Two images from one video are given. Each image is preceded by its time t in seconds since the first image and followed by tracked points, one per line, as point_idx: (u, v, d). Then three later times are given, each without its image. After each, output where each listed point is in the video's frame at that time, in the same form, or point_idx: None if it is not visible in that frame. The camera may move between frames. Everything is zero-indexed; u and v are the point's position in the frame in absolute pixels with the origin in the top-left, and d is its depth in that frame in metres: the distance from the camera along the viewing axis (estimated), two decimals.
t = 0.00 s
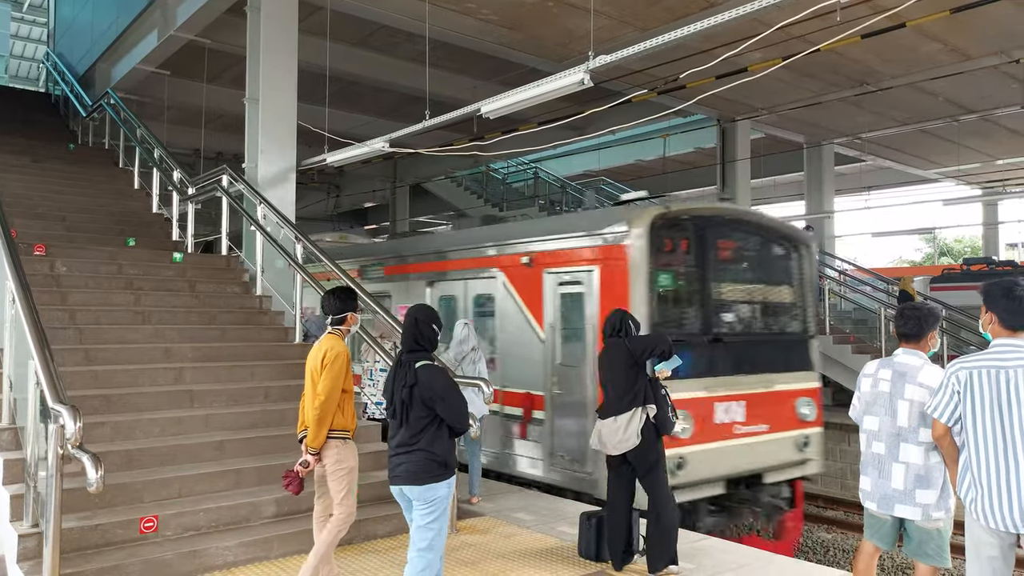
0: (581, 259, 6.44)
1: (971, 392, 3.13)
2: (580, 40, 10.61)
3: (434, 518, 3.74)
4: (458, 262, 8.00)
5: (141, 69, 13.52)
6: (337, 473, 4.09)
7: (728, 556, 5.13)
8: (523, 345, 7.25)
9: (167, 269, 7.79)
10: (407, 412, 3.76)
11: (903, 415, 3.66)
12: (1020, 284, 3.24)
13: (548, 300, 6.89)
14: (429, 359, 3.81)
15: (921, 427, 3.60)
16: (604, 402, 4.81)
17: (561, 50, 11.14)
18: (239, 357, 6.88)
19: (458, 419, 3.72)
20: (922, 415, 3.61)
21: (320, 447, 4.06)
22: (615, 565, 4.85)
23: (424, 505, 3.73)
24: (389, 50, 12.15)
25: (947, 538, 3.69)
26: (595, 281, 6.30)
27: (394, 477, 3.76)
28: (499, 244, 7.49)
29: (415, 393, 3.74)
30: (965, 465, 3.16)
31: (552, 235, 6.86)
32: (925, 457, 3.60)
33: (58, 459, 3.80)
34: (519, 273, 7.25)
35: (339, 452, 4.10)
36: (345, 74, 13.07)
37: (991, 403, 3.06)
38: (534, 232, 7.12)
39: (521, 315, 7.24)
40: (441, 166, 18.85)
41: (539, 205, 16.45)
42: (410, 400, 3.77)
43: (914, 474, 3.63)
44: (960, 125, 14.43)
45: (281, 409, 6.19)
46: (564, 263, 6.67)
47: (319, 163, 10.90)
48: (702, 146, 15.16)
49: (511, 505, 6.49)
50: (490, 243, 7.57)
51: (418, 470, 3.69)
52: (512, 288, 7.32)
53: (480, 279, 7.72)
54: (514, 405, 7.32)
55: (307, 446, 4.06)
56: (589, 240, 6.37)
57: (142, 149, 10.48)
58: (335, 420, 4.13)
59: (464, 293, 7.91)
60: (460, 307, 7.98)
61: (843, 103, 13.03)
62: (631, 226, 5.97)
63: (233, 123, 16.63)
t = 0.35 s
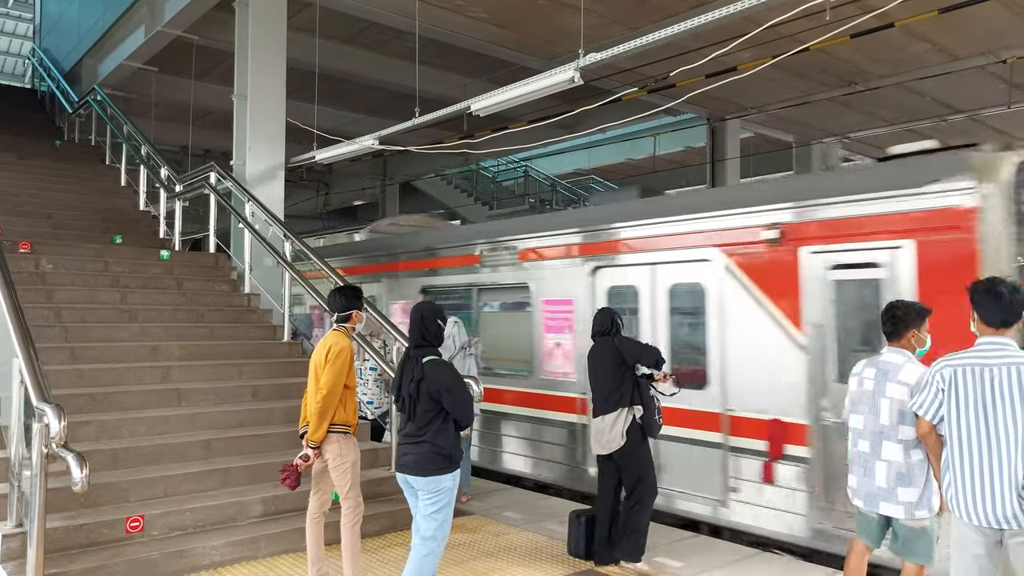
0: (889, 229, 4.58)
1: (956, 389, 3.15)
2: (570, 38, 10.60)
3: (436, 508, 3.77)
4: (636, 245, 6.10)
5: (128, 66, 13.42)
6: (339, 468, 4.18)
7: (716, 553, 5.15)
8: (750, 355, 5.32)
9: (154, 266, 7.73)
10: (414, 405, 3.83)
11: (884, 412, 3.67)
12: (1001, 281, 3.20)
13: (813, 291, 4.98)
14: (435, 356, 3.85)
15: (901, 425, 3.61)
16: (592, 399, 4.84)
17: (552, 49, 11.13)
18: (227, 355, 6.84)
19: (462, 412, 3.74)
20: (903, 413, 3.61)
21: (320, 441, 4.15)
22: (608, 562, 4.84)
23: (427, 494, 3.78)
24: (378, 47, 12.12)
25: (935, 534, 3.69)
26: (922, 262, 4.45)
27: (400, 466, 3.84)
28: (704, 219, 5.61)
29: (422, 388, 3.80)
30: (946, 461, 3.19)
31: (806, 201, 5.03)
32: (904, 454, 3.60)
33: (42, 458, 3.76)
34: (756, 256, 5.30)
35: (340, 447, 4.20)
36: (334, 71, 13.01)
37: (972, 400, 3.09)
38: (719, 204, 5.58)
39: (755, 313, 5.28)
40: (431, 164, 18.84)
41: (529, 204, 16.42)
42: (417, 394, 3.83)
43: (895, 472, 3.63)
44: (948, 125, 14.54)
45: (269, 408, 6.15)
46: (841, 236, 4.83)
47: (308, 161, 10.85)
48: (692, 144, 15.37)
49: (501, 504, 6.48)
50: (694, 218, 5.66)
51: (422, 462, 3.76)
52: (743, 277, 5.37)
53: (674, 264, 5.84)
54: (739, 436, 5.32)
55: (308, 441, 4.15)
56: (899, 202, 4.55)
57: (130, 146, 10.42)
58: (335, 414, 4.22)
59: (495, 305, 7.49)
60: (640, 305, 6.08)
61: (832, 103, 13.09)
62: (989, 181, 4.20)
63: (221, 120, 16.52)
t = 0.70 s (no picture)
0: (958, 224, 4.28)
1: (939, 387, 3.20)
2: (560, 36, 10.60)
3: (460, 506, 3.79)
4: (668, 240, 5.79)
5: (115, 62, 13.31)
6: (348, 468, 4.23)
7: (706, 551, 5.17)
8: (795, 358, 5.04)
9: (141, 265, 7.68)
10: (418, 400, 3.86)
11: (867, 409, 3.69)
12: (985, 278, 3.19)
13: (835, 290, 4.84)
14: (440, 353, 3.87)
15: (885, 421, 3.62)
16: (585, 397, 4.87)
17: (542, 47, 11.12)
18: (215, 354, 6.79)
19: (464, 411, 3.75)
20: (887, 409, 3.62)
21: (333, 443, 4.19)
22: (598, 567, 4.70)
23: (446, 495, 3.78)
24: (368, 44, 12.07)
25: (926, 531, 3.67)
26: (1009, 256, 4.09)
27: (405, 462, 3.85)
28: (741, 213, 5.33)
29: (426, 384, 3.83)
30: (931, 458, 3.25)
31: (858, 194, 4.72)
32: (888, 449, 3.62)
33: (26, 458, 3.72)
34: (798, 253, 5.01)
35: (352, 448, 4.26)
36: (323, 68, 12.96)
37: (956, 397, 3.14)
38: (729, 202, 5.44)
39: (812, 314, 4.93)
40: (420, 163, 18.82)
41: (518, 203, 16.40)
42: (422, 390, 3.86)
43: (876, 467, 3.66)
44: (934, 125, 14.64)
45: (257, 406, 6.12)
46: (907, 233, 4.48)
47: (296, 159, 10.80)
48: (681, 143, 15.39)
49: (491, 503, 6.47)
50: (730, 211, 5.39)
51: (430, 459, 3.76)
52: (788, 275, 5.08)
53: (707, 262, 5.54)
54: (795, 445, 4.96)
55: (321, 442, 4.19)
56: (968, 193, 4.24)
57: (116, 143, 10.34)
58: (348, 416, 4.27)
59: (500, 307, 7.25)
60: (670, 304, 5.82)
61: (820, 102, 13.15)
62: None
63: (209, 118, 16.42)
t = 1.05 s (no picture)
0: (944, 222, 4.30)
1: (922, 384, 3.27)
2: (550, 35, 10.60)
3: (478, 499, 3.89)
4: (657, 238, 5.82)
5: (102, 58, 13.21)
6: (359, 467, 4.28)
7: (694, 548, 5.19)
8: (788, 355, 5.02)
9: (128, 263, 7.63)
10: (442, 399, 3.91)
11: (856, 407, 3.71)
12: (972, 278, 3.25)
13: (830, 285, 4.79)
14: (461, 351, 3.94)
15: (873, 418, 3.65)
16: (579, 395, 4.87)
17: (532, 45, 11.12)
18: (203, 352, 6.76)
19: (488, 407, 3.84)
20: (875, 407, 3.65)
21: (349, 443, 4.24)
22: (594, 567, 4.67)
23: (466, 487, 3.87)
24: (357, 42, 12.03)
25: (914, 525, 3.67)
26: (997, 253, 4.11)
27: (430, 460, 3.89)
28: (725, 212, 5.38)
29: (450, 382, 3.88)
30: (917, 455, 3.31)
31: (845, 193, 4.75)
32: (875, 447, 3.65)
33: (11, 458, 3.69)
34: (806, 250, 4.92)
35: (366, 447, 4.31)
36: (312, 66, 12.91)
37: (939, 395, 3.20)
38: (712, 201, 5.50)
39: (820, 306, 4.82)
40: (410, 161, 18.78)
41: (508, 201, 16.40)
42: (446, 388, 3.90)
43: (864, 464, 3.68)
44: (921, 125, 14.73)
45: (246, 405, 6.09)
46: (896, 232, 4.50)
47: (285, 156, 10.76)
48: (671, 143, 15.46)
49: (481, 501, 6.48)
50: (714, 210, 5.45)
51: (456, 454, 3.83)
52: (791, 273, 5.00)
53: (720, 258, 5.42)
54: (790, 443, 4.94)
55: (338, 441, 4.24)
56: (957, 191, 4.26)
57: (103, 140, 10.27)
58: (363, 416, 4.31)
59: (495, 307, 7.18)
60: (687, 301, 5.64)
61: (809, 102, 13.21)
62: None
63: (197, 115, 16.33)
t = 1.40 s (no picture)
0: (928, 223, 4.36)
1: (907, 380, 3.32)
2: (540, 33, 10.61)
3: (481, 492, 4.08)
4: (650, 237, 5.80)
5: (89, 55, 13.10)
6: (362, 462, 4.34)
7: (683, 545, 5.22)
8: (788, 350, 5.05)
9: (116, 261, 7.59)
10: (457, 393, 4.10)
11: (844, 404, 3.74)
12: (956, 276, 3.27)
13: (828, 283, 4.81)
14: (477, 348, 4.15)
15: (860, 415, 3.68)
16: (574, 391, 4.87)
17: (521, 43, 11.12)
18: (192, 350, 6.73)
19: (500, 404, 4.07)
20: (862, 404, 3.68)
21: (354, 438, 4.29)
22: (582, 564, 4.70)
23: (469, 480, 4.06)
24: (346, 39, 11.99)
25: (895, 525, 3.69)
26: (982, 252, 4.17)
27: (440, 452, 4.09)
28: (716, 211, 5.37)
29: (467, 377, 4.08)
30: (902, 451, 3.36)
31: (838, 191, 4.75)
32: (862, 443, 3.69)
33: None
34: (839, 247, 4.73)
35: (369, 444, 4.35)
36: (301, 63, 12.87)
37: (923, 391, 3.25)
38: (704, 199, 5.50)
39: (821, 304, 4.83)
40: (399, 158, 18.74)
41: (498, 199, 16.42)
42: (462, 383, 4.10)
43: (851, 461, 3.72)
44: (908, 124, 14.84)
45: (236, 403, 6.07)
46: (887, 231, 4.52)
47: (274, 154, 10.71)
48: (659, 142, 15.54)
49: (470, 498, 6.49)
50: (707, 209, 5.43)
51: (465, 448, 4.03)
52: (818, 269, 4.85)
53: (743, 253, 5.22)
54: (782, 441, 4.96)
55: (343, 436, 4.29)
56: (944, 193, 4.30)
57: (90, 137, 10.20)
58: (370, 413, 4.36)
59: (498, 307, 7.06)
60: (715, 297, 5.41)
61: (796, 101, 13.30)
62: None
63: (184, 111, 16.24)
